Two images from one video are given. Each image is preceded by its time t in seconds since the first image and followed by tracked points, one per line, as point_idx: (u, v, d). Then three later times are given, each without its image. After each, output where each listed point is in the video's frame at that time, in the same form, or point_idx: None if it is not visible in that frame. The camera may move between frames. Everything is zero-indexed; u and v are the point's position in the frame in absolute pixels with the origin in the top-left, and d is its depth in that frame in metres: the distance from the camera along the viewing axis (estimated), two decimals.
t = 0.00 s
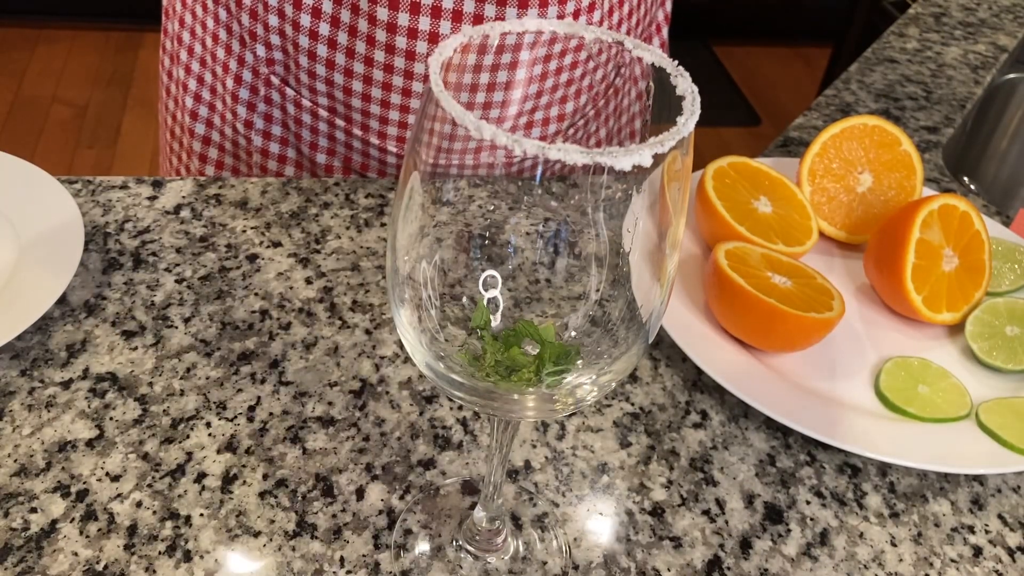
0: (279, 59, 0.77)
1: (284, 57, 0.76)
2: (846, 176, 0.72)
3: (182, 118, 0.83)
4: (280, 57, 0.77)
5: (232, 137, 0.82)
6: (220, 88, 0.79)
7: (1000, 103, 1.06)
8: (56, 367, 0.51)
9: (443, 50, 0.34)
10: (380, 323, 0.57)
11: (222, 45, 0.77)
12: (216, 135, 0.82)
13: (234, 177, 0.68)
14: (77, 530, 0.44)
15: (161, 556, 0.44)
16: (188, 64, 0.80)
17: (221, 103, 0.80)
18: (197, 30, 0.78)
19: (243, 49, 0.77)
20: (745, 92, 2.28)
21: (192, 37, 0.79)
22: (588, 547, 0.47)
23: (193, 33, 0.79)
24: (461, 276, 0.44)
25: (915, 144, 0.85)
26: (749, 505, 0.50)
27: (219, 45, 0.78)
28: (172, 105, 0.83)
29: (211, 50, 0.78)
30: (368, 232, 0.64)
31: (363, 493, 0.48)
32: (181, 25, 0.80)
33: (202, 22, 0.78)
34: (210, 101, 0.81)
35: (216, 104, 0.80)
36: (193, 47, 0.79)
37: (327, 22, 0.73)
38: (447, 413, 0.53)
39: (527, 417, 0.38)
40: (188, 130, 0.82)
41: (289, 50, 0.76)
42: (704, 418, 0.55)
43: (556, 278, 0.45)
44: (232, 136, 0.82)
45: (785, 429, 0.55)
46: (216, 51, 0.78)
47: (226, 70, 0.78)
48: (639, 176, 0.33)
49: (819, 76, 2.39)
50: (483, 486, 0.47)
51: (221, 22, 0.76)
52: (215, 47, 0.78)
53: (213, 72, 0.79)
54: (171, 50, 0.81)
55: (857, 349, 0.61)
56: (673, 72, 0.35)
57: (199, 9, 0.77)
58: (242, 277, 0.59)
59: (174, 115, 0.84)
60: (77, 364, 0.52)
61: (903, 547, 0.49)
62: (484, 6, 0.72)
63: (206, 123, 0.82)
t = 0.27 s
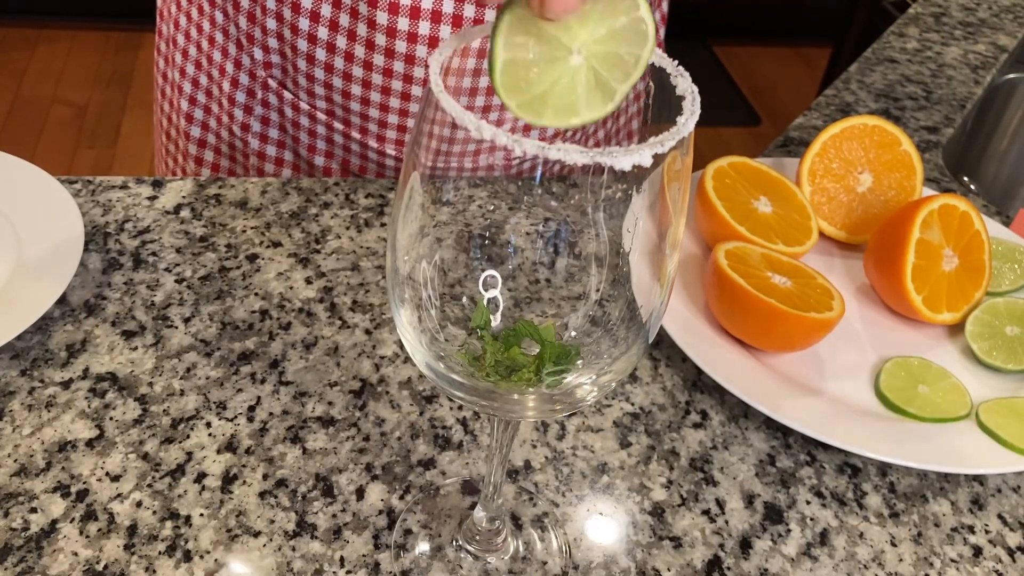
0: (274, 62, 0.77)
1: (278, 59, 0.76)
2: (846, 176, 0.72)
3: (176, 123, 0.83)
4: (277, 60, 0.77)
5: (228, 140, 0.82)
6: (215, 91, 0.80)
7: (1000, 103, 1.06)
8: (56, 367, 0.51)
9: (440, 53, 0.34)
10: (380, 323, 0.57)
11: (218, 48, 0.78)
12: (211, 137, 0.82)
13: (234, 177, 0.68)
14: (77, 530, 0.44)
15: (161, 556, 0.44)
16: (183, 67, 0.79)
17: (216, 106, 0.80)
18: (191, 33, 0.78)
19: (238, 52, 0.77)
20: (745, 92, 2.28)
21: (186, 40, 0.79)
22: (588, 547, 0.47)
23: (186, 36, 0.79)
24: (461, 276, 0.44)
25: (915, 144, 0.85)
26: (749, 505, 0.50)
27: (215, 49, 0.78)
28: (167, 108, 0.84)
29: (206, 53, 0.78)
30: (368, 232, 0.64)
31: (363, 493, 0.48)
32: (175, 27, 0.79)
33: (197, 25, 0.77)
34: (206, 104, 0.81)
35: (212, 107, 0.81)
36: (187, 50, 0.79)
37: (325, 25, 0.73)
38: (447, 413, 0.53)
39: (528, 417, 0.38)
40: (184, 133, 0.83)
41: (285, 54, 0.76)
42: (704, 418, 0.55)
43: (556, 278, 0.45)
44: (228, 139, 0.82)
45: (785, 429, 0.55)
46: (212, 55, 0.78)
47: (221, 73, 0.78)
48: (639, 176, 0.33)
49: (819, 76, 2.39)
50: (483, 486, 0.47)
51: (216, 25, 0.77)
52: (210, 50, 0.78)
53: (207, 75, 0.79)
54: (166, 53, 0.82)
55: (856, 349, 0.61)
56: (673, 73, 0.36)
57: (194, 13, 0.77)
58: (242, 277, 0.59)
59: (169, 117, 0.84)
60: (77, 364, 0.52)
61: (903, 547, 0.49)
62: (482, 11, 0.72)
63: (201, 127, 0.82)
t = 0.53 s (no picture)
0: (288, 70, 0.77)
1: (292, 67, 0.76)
2: (846, 176, 0.72)
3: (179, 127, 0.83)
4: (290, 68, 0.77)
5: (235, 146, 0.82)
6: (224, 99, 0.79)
7: (1000, 103, 1.06)
8: (56, 367, 0.51)
9: (441, 51, 0.34)
10: (380, 323, 0.57)
11: (228, 57, 0.77)
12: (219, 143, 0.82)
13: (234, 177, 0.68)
14: (78, 530, 0.44)
15: (161, 556, 0.44)
16: (189, 75, 0.79)
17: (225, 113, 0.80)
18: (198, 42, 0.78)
19: (249, 61, 0.77)
20: (745, 92, 2.28)
21: (193, 49, 0.78)
22: (588, 547, 0.47)
23: (192, 44, 0.78)
24: (461, 276, 0.44)
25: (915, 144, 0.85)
26: (749, 505, 0.50)
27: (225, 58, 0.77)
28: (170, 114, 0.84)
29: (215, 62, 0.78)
30: (368, 232, 0.64)
31: (363, 493, 0.48)
32: (180, 35, 0.79)
33: (204, 34, 0.77)
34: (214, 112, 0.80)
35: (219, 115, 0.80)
36: (193, 59, 0.79)
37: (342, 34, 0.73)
38: (447, 413, 0.53)
39: (528, 417, 0.38)
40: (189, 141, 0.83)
41: (298, 62, 0.76)
42: (704, 418, 0.55)
43: (556, 278, 0.45)
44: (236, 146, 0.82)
45: (785, 429, 0.55)
46: (222, 65, 0.78)
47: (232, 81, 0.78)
48: (639, 176, 0.33)
49: (819, 76, 2.39)
50: (483, 486, 0.47)
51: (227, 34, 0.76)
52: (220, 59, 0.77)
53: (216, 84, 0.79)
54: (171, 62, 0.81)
55: (857, 349, 0.61)
56: (673, 72, 0.35)
57: (201, 22, 0.77)
58: (242, 277, 0.59)
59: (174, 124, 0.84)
60: (77, 364, 0.52)
61: (903, 546, 0.49)
62: (502, 15, 0.73)
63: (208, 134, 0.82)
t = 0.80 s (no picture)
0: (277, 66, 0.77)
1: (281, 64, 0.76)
2: (846, 176, 0.72)
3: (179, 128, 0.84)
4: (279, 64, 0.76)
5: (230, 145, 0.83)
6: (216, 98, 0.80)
7: (1000, 103, 1.06)
8: (56, 367, 0.51)
9: (442, 50, 0.34)
10: (380, 323, 0.57)
11: (219, 54, 0.77)
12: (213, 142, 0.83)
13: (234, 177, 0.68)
14: (78, 530, 0.44)
15: (161, 556, 0.44)
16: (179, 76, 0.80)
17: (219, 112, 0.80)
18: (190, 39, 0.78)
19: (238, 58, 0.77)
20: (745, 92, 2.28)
21: (184, 48, 0.79)
22: (588, 547, 0.47)
23: (184, 44, 0.79)
24: (461, 276, 0.44)
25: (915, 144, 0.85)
26: (749, 505, 0.50)
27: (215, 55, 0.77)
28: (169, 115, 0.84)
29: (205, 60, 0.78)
30: (368, 232, 0.64)
31: (363, 493, 0.48)
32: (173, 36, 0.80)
33: (195, 32, 0.77)
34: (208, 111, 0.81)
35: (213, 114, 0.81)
36: (186, 57, 0.79)
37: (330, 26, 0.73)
38: (448, 413, 0.53)
39: (528, 417, 0.38)
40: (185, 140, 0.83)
41: (287, 58, 0.76)
42: (704, 418, 0.55)
43: (556, 278, 0.45)
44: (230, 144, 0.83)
45: (785, 429, 0.55)
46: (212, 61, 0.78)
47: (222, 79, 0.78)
48: (639, 176, 0.33)
49: (819, 76, 2.39)
50: (483, 486, 0.47)
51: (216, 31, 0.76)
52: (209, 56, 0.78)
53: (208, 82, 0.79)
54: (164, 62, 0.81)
55: (857, 349, 0.61)
56: (673, 72, 0.35)
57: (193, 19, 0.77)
58: (242, 277, 0.59)
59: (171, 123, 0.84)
60: (77, 364, 0.52)
61: (903, 546, 0.49)
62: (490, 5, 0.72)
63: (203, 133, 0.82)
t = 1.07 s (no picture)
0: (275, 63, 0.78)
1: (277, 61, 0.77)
2: (846, 176, 0.72)
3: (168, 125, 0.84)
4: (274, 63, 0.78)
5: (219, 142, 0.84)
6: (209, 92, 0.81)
7: (1000, 102, 1.06)
8: (56, 367, 0.51)
9: (443, 49, 0.34)
10: (380, 323, 0.57)
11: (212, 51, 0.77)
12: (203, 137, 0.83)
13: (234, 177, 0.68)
14: (78, 530, 0.44)
15: (161, 556, 0.44)
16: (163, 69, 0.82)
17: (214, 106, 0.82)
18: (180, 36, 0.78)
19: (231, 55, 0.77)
20: (745, 92, 2.28)
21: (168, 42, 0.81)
22: (588, 547, 0.47)
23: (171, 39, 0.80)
24: (461, 277, 0.44)
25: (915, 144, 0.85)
26: (749, 505, 0.50)
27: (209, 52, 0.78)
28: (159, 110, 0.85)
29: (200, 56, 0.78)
30: (368, 232, 0.64)
31: (363, 493, 0.48)
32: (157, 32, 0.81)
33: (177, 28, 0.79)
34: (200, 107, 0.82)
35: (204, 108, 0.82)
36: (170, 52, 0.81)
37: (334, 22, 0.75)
38: (448, 413, 0.53)
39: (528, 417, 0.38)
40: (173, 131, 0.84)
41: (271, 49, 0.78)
42: (704, 418, 0.55)
43: (556, 278, 0.45)
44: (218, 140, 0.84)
45: (785, 429, 0.55)
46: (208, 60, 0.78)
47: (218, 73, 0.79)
48: (639, 176, 0.33)
49: (819, 76, 2.39)
50: (483, 486, 0.47)
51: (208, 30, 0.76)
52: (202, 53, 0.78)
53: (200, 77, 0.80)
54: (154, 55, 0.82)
55: (857, 349, 0.61)
56: (673, 73, 0.35)
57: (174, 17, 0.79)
58: (242, 277, 0.59)
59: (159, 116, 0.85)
60: (77, 364, 0.52)
61: (903, 546, 0.49)
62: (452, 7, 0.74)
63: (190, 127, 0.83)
